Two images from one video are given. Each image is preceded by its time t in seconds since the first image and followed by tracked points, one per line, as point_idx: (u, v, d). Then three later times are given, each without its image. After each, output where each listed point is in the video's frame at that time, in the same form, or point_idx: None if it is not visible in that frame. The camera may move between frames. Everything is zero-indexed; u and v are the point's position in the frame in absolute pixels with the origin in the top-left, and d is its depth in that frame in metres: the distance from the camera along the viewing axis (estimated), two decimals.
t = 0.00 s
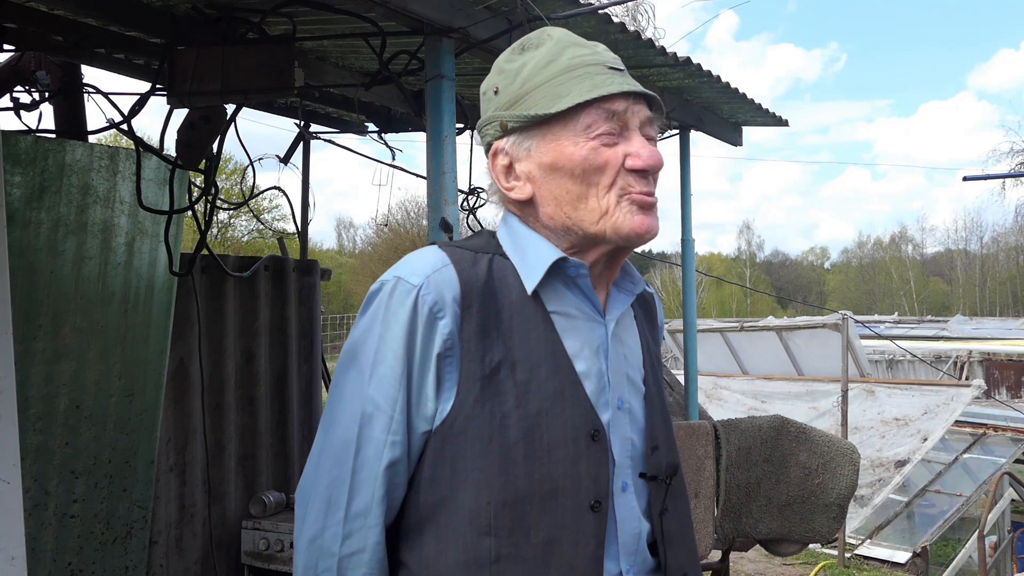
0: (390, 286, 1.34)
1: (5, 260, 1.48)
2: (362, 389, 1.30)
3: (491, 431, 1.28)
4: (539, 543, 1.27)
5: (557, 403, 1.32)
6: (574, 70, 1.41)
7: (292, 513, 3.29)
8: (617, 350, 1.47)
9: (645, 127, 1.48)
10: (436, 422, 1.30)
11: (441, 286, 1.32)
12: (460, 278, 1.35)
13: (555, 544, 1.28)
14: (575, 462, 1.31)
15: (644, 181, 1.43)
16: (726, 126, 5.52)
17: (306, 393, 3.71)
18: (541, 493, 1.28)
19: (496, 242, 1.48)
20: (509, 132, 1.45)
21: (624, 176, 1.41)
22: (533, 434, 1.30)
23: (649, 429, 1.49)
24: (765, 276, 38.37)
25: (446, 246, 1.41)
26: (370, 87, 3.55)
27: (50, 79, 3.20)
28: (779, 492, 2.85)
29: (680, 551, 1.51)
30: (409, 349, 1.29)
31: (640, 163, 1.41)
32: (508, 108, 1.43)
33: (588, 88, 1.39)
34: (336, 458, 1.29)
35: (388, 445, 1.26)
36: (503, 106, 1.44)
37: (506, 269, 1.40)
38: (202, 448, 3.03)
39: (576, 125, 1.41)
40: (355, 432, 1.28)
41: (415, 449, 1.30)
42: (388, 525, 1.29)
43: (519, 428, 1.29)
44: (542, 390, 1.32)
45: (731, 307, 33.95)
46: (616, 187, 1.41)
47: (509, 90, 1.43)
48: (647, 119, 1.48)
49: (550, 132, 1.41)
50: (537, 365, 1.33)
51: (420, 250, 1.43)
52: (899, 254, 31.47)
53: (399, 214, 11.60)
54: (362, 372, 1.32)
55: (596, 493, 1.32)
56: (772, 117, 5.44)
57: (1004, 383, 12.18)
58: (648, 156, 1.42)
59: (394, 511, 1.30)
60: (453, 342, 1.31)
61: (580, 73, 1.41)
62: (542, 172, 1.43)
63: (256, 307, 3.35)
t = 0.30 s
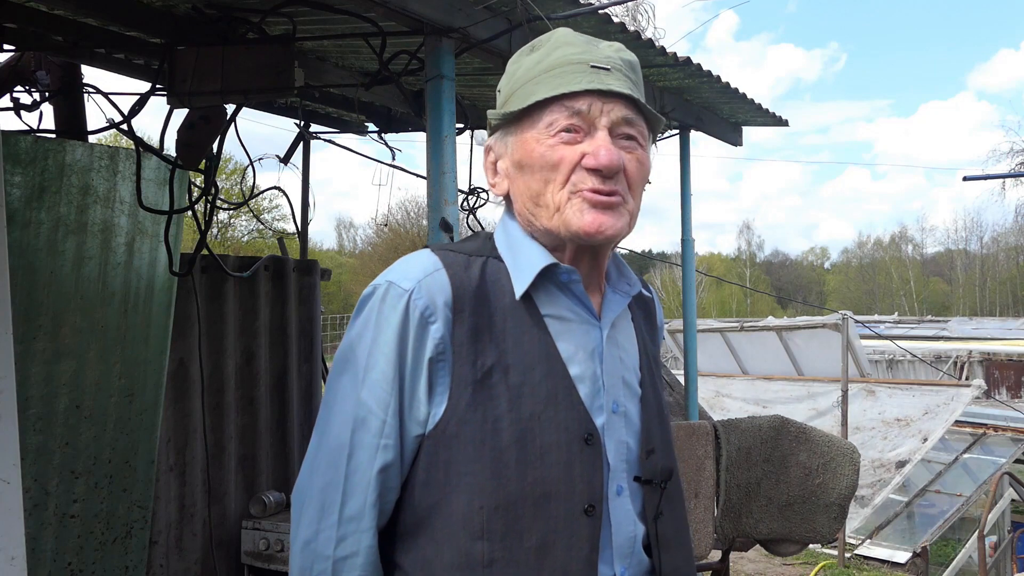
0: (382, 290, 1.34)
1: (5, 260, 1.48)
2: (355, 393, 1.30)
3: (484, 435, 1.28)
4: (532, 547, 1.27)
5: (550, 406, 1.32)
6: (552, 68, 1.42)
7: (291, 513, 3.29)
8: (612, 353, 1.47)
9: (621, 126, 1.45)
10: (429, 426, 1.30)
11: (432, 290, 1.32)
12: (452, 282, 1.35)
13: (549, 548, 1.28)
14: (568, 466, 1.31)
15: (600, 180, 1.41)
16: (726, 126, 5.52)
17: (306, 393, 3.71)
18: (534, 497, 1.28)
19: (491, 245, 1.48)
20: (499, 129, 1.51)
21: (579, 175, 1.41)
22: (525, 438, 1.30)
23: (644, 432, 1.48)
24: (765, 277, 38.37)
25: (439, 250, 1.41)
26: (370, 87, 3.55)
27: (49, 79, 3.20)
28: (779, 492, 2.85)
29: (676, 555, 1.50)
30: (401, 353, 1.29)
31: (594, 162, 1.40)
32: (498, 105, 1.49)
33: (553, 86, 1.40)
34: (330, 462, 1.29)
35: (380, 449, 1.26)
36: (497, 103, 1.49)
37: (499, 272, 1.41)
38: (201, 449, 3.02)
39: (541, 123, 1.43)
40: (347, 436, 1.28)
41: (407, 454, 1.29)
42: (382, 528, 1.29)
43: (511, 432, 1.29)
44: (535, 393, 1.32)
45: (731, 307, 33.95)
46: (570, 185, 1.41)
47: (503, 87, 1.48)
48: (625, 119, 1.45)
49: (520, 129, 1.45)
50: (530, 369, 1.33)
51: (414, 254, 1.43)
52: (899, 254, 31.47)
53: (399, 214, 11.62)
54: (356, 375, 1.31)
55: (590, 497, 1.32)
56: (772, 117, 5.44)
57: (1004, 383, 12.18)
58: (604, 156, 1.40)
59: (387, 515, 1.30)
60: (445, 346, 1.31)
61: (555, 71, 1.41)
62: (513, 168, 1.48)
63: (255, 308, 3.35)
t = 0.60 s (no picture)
0: (383, 286, 1.34)
1: (4, 260, 1.48)
2: (355, 389, 1.30)
3: (485, 432, 1.28)
4: (534, 543, 1.27)
5: (551, 403, 1.33)
6: (598, 69, 1.41)
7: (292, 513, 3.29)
8: (613, 351, 1.47)
9: (661, 135, 1.50)
10: (430, 423, 1.30)
11: (434, 286, 1.32)
12: (453, 279, 1.35)
13: (550, 545, 1.28)
14: (569, 463, 1.31)
15: (655, 188, 1.44)
16: (726, 126, 5.52)
17: (306, 393, 3.71)
18: (535, 493, 1.28)
19: (493, 244, 1.48)
20: (528, 121, 1.45)
21: (636, 180, 1.43)
22: (527, 434, 1.30)
23: (645, 431, 1.49)
24: (765, 277, 38.36)
25: (441, 248, 1.41)
26: (370, 87, 3.55)
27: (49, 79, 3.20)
28: (779, 492, 2.86)
29: (677, 554, 1.50)
30: (401, 350, 1.29)
31: (654, 170, 1.43)
32: (528, 98, 1.43)
33: (611, 89, 1.40)
34: (329, 458, 1.29)
35: (380, 445, 1.26)
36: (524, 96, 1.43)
37: (500, 271, 1.41)
38: (201, 448, 3.03)
39: (597, 123, 1.41)
40: (348, 433, 1.28)
41: (408, 451, 1.29)
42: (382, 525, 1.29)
43: (512, 428, 1.29)
44: (536, 390, 1.32)
45: (731, 307, 33.95)
46: (627, 189, 1.42)
47: (531, 80, 1.42)
48: (663, 128, 1.50)
49: (570, 126, 1.42)
50: (531, 366, 1.33)
51: (414, 251, 1.43)
52: (899, 254, 31.47)
53: (399, 214, 11.62)
54: (356, 372, 1.32)
55: (591, 494, 1.32)
56: (772, 117, 5.44)
57: (1004, 383, 12.17)
58: (662, 164, 1.44)
59: (387, 512, 1.30)
60: (447, 343, 1.31)
61: (603, 73, 1.41)
62: (557, 164, 1.43)
63: (255, 307, 3.35)
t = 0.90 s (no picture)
0: (399, 285, 1.33)
1: (5, 260, 1.48)
2: (369, 389, 1.29)
3: (502, 431, 1.28)
4: (548, 542, 1.27)
5: (566, 402, 1.33)
6: (577, 78, 1.38)
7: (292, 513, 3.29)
8: (621, 350, 1.48)
9: (649, 135, 1.46)
10: (445, 423, 1.29)
11: (451, 286, 1.32)
12: (469, 278, 1.35)
13: (564, 543, 1.28)
14: (583, 461, 1.32)
15: (639, 197, 1.42)
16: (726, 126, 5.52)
17: (306, 393, 3.71)
18: (550, 492, 1.29)
19: (502, 244, 1.48)
20: (512, 136, 1.45)
21: (618, 192, 1.41)
22: (542, 433, 1.30)
23: (653, 429, 1.49)
24: (765, 277, 38.35)
25: (453, 247, 1.41)
26: (370, 87, 3.55)
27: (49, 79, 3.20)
28: (779, 492, 2.86)
29: (682, 552, 1.51)
30: (419, 349, 1.29)
31: (635, 181, 1.40)
32: (511, 111, 1.42)
33: (588, 100, 1.37)
34: (342, 458, 1.29)
35: (396, 445, 1.26)
36: (508, 108, 1.42)
37: (512, 270, 1.40)
38: (201, 449, 3.02)
39: (575, 138, 1.40)
40: (362, 433, 1.27)
41: (422, 450, 1.29)
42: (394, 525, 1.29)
43: (529, 427, 1.29)
44: (551, 389, 1.32)
45: (731, 307, 33.95)
46: (609, 202, 1.41)
47: (515, 91, 1.41)
48: (652, 127, 1.45)
49: (549, 142, 1.41)
50: (546, 365, 1.33)
51: (426, 250, 1.42)
52: (899, 254, 31.47)
53: (399, 214, 11.62)
54: (369, 371, 1.31)
55: (603, 492, 1.33)
56: (772, 117, 5.44)
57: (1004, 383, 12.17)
58: (645, 172, 1.41)
59: (400, 512, 1.30)
60: (463, 342, 1.30)
61: (583, 81, 1.38)
62: (540, 180, 1.44)
63: (256, 307, 3.35)
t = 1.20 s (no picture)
0: (375, 289, 1.34)
1: (5, 259, 1.48)
2: (349, 392, 1.31)
3: (478, 431, 1.28)
4: (528, 542, 1.27)
5: (545, 402, 1.32)
6: (555, 84, 1.37)
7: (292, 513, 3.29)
8: (606, 349, 1.47)
9: (631, 142, 1.44)
10: (424, 423, 1.30)
11: (425, 287, 1.33)
12: (444, 280, 1.35)
13: (544, 543, 1.27)
14: (563, 460, 1.30)
15: (617, 206, 1.41)
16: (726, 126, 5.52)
17: (306, 393, 3.71)
18: (528, 492, 1.28)
19: (485, 245, 1.49)
20: (492, 142, 1.46)
21: (596, 201, 1.40)
22: (520, 433, 1.30)
23: (644, 428, 1.48)
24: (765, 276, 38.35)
25: (432, 249, 1.42)
26: (370, 87, 3.55)
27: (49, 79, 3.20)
28: (779, 492, 2.86)
29: (677, 552, 1.50)
30: (394, 351, 1.30)
31: (613, 190, 1.39)
32: (490, 116, 1.42)
33: (564, 108, 1.36)
34: (325, 462, 1.30)
35: (375, 446, 1.26)
36: (488, 112, 1.42)
37: (491, 271, 1.41)
38: (201, 449, 3.02)
39: (553, 147, 1.39)
40: (343, 435, 1.29)
41: (402, 452, 1.30)
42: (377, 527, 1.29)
43: (506, 427, 1.29)
44: (529, 389, 1.32)
45: (731, 307, 33.94)
46: (586, 211, 1.41)
47: (495, 95, 1.41)
48: (634, 134, 1.44)
49: (527, 151, 1.41)
50: (523, 365, 1.33)
51: (406, 254, 1.44)
52: (899, 253, 31.47)
53: (399, 214, 11.62)
54: (348, 375, 1.32)
55: (585, 491, 1.31)
56: (772, 116, 5.44)
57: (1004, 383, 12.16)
58: (622, 182, 1.39)
59: (384, 513, 1.31)
60: (439, 343, 1.31)
61: (561, 88, 1.37)
62: (519, 187, 1.44)
63: (256, 307, 3.35)
